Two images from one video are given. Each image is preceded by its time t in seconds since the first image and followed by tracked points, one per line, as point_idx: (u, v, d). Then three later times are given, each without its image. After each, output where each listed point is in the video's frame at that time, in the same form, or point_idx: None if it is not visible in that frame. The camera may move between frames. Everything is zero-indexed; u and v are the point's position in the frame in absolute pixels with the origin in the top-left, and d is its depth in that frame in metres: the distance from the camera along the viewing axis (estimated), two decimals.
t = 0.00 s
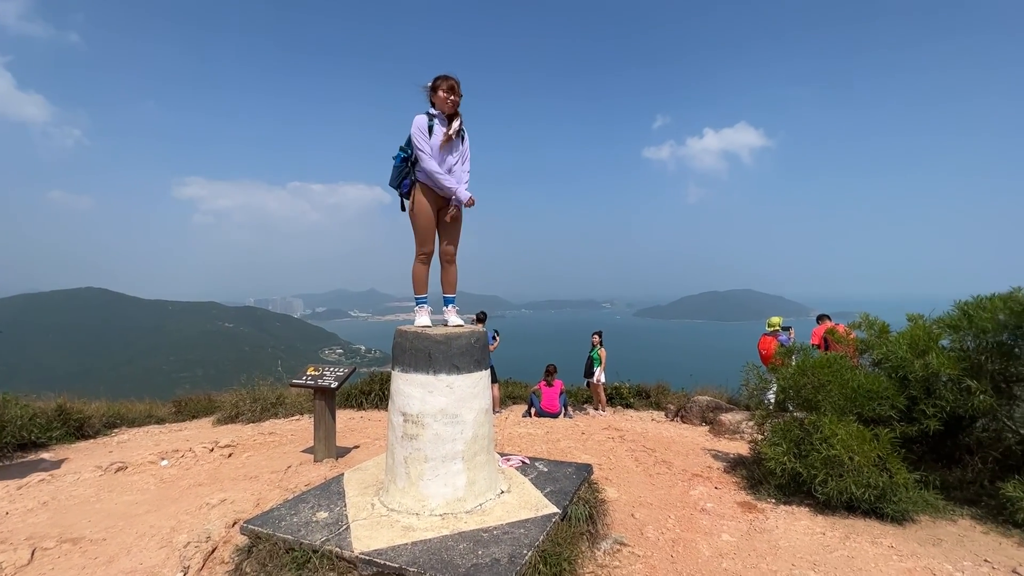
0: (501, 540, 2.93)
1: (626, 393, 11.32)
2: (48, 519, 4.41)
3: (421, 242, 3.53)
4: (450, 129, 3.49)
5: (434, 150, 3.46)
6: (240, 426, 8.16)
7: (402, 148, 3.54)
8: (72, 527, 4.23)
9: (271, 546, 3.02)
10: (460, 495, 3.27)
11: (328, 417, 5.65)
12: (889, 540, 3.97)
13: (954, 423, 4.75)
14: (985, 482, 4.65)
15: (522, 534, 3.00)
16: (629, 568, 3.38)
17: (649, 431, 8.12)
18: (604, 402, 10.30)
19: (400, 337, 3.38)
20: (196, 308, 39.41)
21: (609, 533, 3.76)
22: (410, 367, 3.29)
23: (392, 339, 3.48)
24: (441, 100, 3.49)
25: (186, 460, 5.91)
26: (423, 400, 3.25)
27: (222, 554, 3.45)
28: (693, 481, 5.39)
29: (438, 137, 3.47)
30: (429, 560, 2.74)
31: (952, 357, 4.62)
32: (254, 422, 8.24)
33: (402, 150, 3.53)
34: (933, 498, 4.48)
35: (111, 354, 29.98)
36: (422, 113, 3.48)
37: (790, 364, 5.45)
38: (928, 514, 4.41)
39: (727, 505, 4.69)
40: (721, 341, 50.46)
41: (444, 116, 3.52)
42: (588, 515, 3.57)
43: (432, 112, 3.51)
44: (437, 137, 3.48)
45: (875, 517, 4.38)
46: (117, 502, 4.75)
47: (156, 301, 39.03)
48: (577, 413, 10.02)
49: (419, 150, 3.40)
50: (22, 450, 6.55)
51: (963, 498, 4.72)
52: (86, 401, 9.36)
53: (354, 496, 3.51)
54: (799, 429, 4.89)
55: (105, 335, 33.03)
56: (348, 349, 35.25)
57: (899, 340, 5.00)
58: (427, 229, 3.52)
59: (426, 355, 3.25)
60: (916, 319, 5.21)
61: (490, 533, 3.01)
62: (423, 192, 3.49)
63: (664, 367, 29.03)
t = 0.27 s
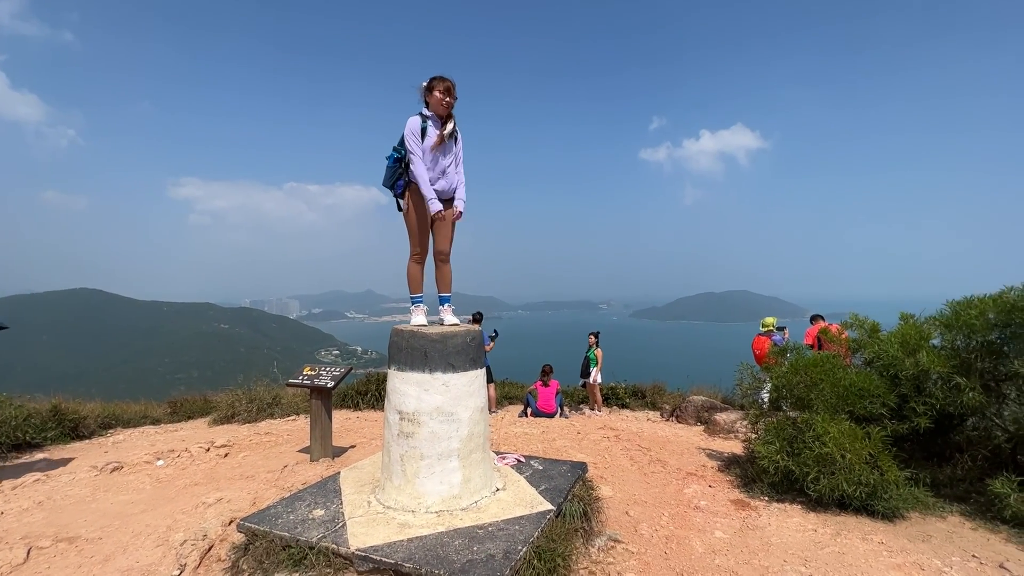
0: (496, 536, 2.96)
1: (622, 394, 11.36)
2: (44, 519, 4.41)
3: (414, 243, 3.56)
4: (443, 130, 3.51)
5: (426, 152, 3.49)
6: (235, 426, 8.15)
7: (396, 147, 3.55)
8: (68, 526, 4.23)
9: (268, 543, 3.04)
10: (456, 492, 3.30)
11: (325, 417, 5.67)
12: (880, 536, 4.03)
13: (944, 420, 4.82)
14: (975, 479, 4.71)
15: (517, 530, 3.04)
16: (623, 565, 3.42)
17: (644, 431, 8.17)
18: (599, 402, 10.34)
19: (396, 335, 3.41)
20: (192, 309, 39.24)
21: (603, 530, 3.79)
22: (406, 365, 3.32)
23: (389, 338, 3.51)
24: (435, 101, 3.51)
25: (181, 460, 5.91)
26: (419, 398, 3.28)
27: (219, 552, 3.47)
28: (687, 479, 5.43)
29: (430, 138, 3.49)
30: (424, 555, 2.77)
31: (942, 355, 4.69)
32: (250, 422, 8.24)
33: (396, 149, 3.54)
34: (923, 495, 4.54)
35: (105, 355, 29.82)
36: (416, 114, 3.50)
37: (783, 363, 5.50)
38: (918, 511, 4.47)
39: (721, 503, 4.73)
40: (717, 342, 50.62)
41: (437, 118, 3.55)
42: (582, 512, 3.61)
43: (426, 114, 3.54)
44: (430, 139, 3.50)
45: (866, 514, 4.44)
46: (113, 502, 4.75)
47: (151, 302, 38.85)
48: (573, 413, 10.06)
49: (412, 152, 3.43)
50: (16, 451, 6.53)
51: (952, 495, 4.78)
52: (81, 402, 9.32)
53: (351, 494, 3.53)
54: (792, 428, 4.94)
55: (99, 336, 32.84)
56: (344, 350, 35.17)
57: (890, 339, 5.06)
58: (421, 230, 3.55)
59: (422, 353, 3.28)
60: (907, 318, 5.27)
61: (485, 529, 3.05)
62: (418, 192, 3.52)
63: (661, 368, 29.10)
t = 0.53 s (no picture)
0: (494, 535, 2.99)
1: (620, 395, 11.39)
2: (43, 519, 4.42)
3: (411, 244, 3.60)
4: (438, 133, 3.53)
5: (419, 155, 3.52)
6: (234, 427, 8.17)
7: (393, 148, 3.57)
8: (68, 525, 4.25)
9: (267, 542, 3.07)
10: (453, 491, 3.33)
11: (323, 417, 5.70)
12: (874, 535, 4.07)
13: (938, 420, 4.86)
14: (968, 478, 4.75)
15: (514, 529, 3.07)
16: (619, 563, 3.45)
17: (642, 431, 8.21)
18: (597, 402, 10.37)
19: (394, 335, 3.44)
20: (190, 310, 39.18)
21: (600, 529, 3.82)
22: (404, 365, 3.35)
23: (387, 338, 3.54)
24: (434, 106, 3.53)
25: (180, 460, 5.93)
26: (417, 398, 3.31)
27: (218, 551, 3.49)
28: (684, 479, 5.47)
29: (425, 142, 3.52)
30: (422, 553, 2.80)
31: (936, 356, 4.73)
32: (248, 423, 8.26)
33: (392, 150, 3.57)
34: (917, 495, 4.58)
35: (103, 356, 29.76)
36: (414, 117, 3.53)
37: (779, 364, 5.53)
38: (912, 510, 4.51)
39: (717, 502, 4.77)
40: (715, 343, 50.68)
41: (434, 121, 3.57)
42: (579, 511, 3.64)
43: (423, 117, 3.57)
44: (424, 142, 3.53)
45: (861, 513, 4.48)
46: (112, 502, 4.77)
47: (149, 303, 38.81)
48: (571, 413, 10.09)
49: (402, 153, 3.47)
50: (15, 452, 6.54)
51: (946, 494, 4.83)
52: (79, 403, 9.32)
53: (349, 493, 3.56)
54: (787, 428, 4.97)
55: (97, 337, 32.79)
56: (342, 351, 35.14)
57: (885, 340, 5.11)
58: (419, 231, 3.59)
59: (420, 354, 3.31)
60: (901, 320, 5.32)
61: (483, 528, 3.08)
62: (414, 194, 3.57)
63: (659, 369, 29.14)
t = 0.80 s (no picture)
0: (493, 535, 3.02)
1: (619, 396, 11.41)
2: (45, 520, 4.44)
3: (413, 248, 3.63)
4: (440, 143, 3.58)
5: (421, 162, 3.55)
6: (234, 428, 8.19)
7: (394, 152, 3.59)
8: (69, 526, 4.28)
9: (268, 542, 3.09)
10: (453, 492, 3.36)
11: (323, 418, 5.72)
12: (871, 535, 4.09)
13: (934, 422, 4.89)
14: (965, 479, 4.78)
15: (513, 529, 3.09)
16: (618, 563, 3.48)
17: (641, 432, 8.23)
18: (597, 403, 10.39)
19: (394, 337, 3.47)
20: (189, 311, 39.17)
21: (599, 530, 3.85)
22: (404, 367, 3.38)
23: (387, 340, 3.57)
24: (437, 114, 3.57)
25: (180, 461, 5.95)
26: (417, 399, 3.33)
27: (219, 552, 3.51)
28: (682, 480, 5.49)
29: (428, 150, 3.55)
30: (422, 553, 2.83)
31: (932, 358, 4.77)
32: (248, 424, 8.28)
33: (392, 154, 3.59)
34: (914, 496, 4.61)
35: (103, 358, 29.75)
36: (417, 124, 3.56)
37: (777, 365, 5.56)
38: (909, 511, 4.54)
39: (715, 503, 4.79)
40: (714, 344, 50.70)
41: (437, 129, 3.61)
42: (577, 512, 3.67)
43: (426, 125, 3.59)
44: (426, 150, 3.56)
45: (858, 514, 4.50)
46: (113, 503, 4.78)
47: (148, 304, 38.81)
48: (570, 415, 10.11)
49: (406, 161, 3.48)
50: (16, 453, 6.56)
51: (943, 495, 4.86)
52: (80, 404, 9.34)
53: (350, 494, 3.58)
54: (785, 429, 5.00)
55: (96, 338, 32.78)
56: (342, 353, 35.13)
57: (882, 342, 5.14)
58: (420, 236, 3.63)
59: (420, 355, 3.33)
60: (898, 322, 5.35)
61: (482, 528, 3.10)
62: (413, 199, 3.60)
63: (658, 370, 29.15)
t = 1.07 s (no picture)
0: (493, 536, 3.02)
1: (619, 396, 11.41)
2: (45, 521, 4.44)
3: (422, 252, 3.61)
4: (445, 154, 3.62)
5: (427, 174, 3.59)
6: (234, 429, 8.19)
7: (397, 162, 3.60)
8: (69, 528, 4.28)
9: (269, 544, 3.09)
10: (454, 494, 3.36)
11: (324, 419, 5.72)
12: (871, 536, 4.09)
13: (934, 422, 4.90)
14: (965, 480, 4.79)
15: (514, 530, 3.10)
16: (619, 564, 3.48)
17: (641, 433, 8.23)
18: (597, 404, 10.39)
19: (395, 338, 3.47)
20: (189, 312, 39.16)
21: (599, 531, 3.85)
22: (405, 368, 3.38)
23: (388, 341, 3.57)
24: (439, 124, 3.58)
25: (181, 463, 5.95)
26: (417, 401, 3.34)
27: (220, 553, 3.52)
28: (682, 481, 5.49)
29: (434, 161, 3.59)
30: (423, 555, 2.83)
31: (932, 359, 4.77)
32: (249, 425, 8.28)
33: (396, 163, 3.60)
34: (914, 496, 4.61)
35: (102, 359, 29.74)
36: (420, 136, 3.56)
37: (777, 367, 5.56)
38: (909, 511, 4.54)
39: (715, 504, 4.79)
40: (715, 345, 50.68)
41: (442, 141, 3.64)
42: (578, 513, 3.67)
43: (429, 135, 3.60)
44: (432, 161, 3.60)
45: (858, 515, 4.50)
46: (113, 505, 4.78)
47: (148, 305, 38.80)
48: (570, 415, 10.10)
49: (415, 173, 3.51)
50: (16, 455, 6.55)
51: (943, 495, 4.86)
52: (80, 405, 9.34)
53: (350, 496, 3.59)
54: (785, 430, 5.00)
55: (96, 340, 32.77)
56: (341, 354, 35.10)
57: (882, 343, 5.14)
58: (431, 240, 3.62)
59: (421, 357, 3.33)
60: (898, 323, 5.36)
61: (483, 530, 3.10)
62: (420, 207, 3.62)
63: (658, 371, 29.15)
